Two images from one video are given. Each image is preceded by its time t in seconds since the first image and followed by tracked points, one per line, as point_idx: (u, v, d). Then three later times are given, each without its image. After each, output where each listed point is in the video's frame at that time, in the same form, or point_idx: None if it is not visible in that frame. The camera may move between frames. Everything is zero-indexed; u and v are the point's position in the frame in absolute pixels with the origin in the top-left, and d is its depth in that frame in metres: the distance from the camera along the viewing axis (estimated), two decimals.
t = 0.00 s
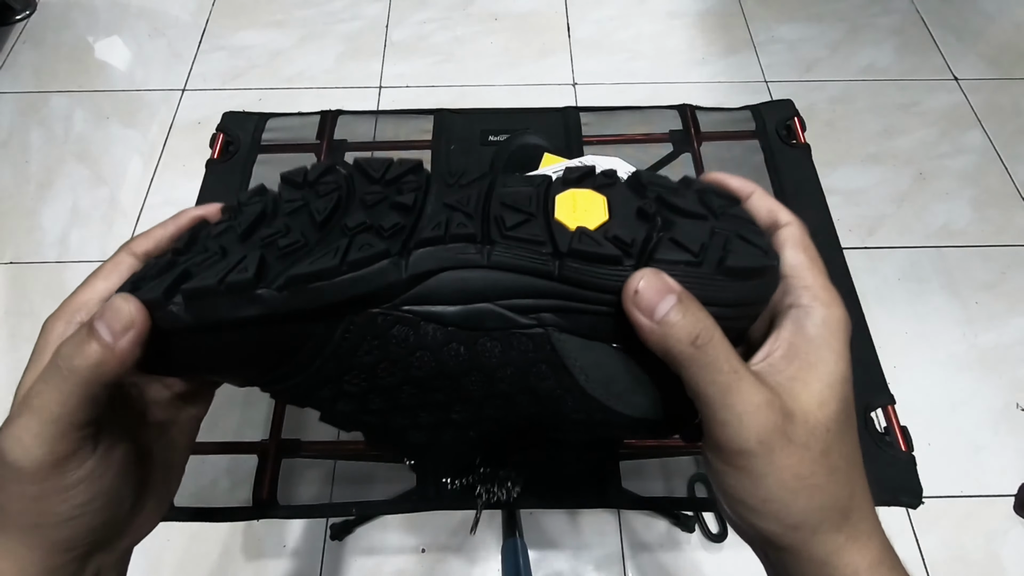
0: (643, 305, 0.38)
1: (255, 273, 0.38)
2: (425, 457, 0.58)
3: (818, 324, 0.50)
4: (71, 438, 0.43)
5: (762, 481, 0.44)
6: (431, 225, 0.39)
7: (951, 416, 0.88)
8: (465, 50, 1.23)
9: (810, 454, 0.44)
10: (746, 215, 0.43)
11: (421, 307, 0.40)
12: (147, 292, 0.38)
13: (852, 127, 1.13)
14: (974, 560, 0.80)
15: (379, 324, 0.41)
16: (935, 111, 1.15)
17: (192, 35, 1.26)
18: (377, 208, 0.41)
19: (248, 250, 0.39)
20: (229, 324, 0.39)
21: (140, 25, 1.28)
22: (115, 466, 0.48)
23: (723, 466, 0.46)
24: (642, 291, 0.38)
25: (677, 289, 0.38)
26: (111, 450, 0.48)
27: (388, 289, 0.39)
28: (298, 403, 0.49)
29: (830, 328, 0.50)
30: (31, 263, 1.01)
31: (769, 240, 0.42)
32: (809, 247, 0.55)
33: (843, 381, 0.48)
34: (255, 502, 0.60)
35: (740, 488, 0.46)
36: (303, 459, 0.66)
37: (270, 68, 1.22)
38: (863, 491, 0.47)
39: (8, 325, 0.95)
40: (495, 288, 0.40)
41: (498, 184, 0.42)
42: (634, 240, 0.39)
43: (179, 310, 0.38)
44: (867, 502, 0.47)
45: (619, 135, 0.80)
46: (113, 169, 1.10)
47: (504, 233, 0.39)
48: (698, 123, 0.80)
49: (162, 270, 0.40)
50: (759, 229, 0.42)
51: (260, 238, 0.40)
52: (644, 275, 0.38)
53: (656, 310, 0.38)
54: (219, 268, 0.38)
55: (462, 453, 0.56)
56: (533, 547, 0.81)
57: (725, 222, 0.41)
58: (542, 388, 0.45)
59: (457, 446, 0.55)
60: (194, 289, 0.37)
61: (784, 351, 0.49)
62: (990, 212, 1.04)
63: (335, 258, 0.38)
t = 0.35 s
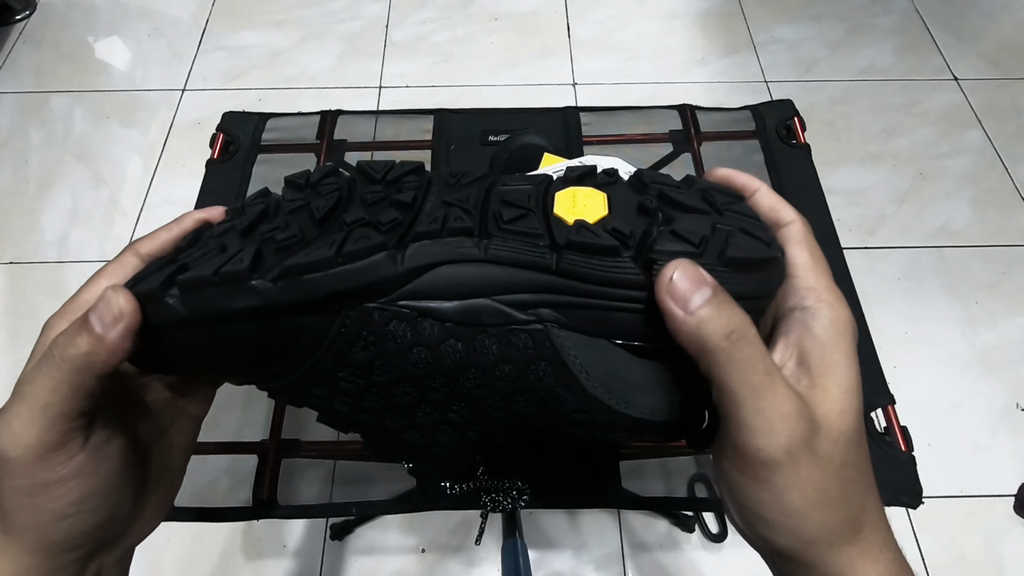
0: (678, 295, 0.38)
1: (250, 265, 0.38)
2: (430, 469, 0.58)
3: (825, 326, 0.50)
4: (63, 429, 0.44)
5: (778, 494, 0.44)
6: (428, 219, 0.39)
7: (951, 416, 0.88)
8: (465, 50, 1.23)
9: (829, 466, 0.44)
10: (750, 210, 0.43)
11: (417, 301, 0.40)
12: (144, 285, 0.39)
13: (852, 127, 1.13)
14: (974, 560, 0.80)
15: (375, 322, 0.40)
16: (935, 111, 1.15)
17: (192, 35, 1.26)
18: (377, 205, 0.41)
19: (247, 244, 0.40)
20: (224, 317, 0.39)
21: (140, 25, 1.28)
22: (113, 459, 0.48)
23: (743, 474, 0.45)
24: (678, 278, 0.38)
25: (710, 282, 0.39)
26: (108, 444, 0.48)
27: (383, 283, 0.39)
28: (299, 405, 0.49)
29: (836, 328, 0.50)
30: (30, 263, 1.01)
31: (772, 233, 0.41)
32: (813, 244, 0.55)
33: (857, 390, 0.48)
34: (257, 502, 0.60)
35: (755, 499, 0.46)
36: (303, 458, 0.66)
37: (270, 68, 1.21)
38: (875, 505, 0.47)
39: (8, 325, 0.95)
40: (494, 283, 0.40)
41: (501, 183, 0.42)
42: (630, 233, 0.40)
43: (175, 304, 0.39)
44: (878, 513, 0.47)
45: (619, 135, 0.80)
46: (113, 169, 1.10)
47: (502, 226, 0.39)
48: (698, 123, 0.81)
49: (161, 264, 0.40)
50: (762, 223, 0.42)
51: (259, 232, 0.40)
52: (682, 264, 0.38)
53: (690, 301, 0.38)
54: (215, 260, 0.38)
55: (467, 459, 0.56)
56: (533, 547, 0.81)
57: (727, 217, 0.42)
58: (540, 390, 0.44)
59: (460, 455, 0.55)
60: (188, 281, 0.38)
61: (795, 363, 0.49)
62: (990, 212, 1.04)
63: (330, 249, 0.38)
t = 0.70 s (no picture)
0: (675, 298, 0.38)
1: (261, 285, 0.38)
2: (432, 468, 0.59)
3: (825, 335, 0.50)
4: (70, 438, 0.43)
5: (766, 490, 0.44)
6: (437, 236, 0.39)
7: (951, 416, 0.88)
8: (465, 50, 1.23)
9: (819, 467, 0.44)
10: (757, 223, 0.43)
11: (428, 317, 0.40)
12: (154, 301, 0.38)
13: (852, 127, 1.13)
14: (974, 560, 0.80)
15: (382, 334, 0.41)
16: (935, 111, 1.15)
17: (192, 35, 1.26)
18: (382, 216, 0.41)
19: (256, 259, 0.40)
20: (236, 334, 0.39)
21: (140, 25, 1.28)
22: (127, 465, 0.47)
23: (730, 469, 0.45)
24: (678, 286, 0.38)
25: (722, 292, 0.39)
26: (121, 449, 0.47)
27: (392, 301, 0.39)
28: (304, 411, 0.49)
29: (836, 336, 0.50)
30: (31, 263, 1.01)
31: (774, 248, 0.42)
32: (818, 251, 0.55)
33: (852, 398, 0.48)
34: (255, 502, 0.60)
35: (742, 494, 0.46)
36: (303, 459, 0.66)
37: (270, 68, 1.21)
38: (862, 508, 0.47)
39: (8, 325, 0.95)
40: (502, 298, 0.40)
41: (506, 191, 0.42)
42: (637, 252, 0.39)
43: (187, 321, 0.38)
44: (865, 515, 0.47)
45: (619, 136, 0.80)
46: (113, 168, 1.10)
47: (509, 242, 0.39)
48: (698, 123, 0.80)
49: (170, 277, 0.39)
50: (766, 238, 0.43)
51: (267, 246, 0.40)
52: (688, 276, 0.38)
53: (694, 308, 0.38)
54: (226, 279, 0.38)
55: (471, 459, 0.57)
56: (533, 547, 0.81)
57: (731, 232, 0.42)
58: (546, 392, 0.44)
59: (466, 455, 0.56)
60: (201, 301, 0.38)
61: (794, 365, 0.49)
62: (990, 212, 1.04)
63: (340, 269, 0.38)
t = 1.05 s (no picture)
0: (675, 317, 0.38)
1: (236, 293, 0.38)
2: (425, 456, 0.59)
3: (824, 340, 0.50)
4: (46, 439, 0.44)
5: (766, 508, 0.45)
6: (415, 235, 0.39)
7: (950, 416, 0.88)
8: (466, 50, 1.23)
9: (818, 483, 0.44)
10: (761, 211, 0.43)
11: (408, 315, 0.41)
12: (134, 306, 0.39)
13: (852, 128, 1.13)
14: (974, 560, 0.80)
15: (367, 335, 0.41)
16: (935, 111, 1.15)
17: (192, 35, 1.26)
18: (365, 207, 0.41)
19: (235, 258, 0.40)
20: (218, 339, 0.40)
21: (140, 25, 1.28)
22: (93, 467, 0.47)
23: (731, 490, 0.46)
24: (678, 304, 0.38)
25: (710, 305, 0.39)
26: (92, 450, 0.47)
27: (372, 302, 0.39)
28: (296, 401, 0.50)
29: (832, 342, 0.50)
30: (31, 263, 1.01)
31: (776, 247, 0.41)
32: (822, 243, 0.54)
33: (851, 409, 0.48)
34: (255, 502, 0.60)
35: (743, 510, 0.46)
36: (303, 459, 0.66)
37: (270, 68, 1.21)
38: (866, 521, 0.47)
39: (8, 324, 0.95)
40: (486, 298, 0.40)
41: (494, 175, 0.42)
42: (626, 253, 0.39)
43: (167, 326, 0.39)
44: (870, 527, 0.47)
45: (619, 136, 0.80)
46: (113, 168, 1.10)
47: (492, 241, 0.39)
48: (698, 123, 0.80)
49: (150, 278, 0.40)
50: (766, 232, 0.42)
51: (244, 246, 0.40)
52: (681, 289, 0.38)
53: (690, 326, 0.38)
54: (202, 285, 0.38)
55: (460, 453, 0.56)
56: (532, 547, 0.81)
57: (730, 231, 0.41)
58: (533, 389, 0.45)
59: (457, 451, 0.56)
60: (178, 310, 0.38)
61: (790, 376, 0.49)
62: (990, 212, 1.04)
63: (314, 276, 0.38)
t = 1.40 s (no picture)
0: (713, 338, 0.38)
1: (221, 333, 0.40)
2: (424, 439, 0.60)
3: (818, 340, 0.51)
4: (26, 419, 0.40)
5: (795, 524, 0.45)
6: (392, 262, 0.41)
7: (951, 416, 0.88)
8: (466, 50, 1.23)
9: (847, 495, 0.45)
10: (749, 213, 0.43)
11: (388, 333, 0.43)
12: (125, 340, 0.40)
13: (852, 127, 1.13)
14: (974, 560, 0.80)
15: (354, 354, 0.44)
16: (935, 111, 1.15)
17: (192, 35, 1.26)
18: (342, 216, 0.44)
19: (216, 283, 0.41)
20: (210, 370, 0.41)
21: (140, 25, 1.28)
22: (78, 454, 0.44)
23: (762, 504, 0.46)
24: (714, 324, 0.38)
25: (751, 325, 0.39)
26: (78, 438, 0.43)
27: (354, 330, 0.41)
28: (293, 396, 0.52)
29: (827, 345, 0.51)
30: (31, 263, 1.01)
31: (758, 261, 0.41)
32: (813, 238, 0.53)
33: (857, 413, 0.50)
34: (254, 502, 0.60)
35: (769, 525, 0.46)
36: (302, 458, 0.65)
37: (270, 68, 1.21)
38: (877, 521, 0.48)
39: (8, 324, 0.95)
40: (465, 318, 0.42)
41: (472, 175, 0.45)
42: (599, 279, 0.40)
43: (161, 360, 0.40)
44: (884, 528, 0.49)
45: (619, 136, 0.80)
46: (113, 168, 1.10)
47: (467, 267, 0.41)
48: (698, 123, 0.80)
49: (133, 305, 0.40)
50: (749, 239, 0.42)
51: (225, 269, 0.41)
52: (717, 308, 0.39)
53: (727, 345, 0.38)
54: (190, 323, 0.40)
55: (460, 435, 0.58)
56: (532, 547, 0.81)
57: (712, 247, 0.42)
58: (519, 387, 0.47)
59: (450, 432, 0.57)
60: (169, 349, 0.40)
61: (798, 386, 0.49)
62: (990, 212, 1.04)
63: (294, 312, 0.40)
